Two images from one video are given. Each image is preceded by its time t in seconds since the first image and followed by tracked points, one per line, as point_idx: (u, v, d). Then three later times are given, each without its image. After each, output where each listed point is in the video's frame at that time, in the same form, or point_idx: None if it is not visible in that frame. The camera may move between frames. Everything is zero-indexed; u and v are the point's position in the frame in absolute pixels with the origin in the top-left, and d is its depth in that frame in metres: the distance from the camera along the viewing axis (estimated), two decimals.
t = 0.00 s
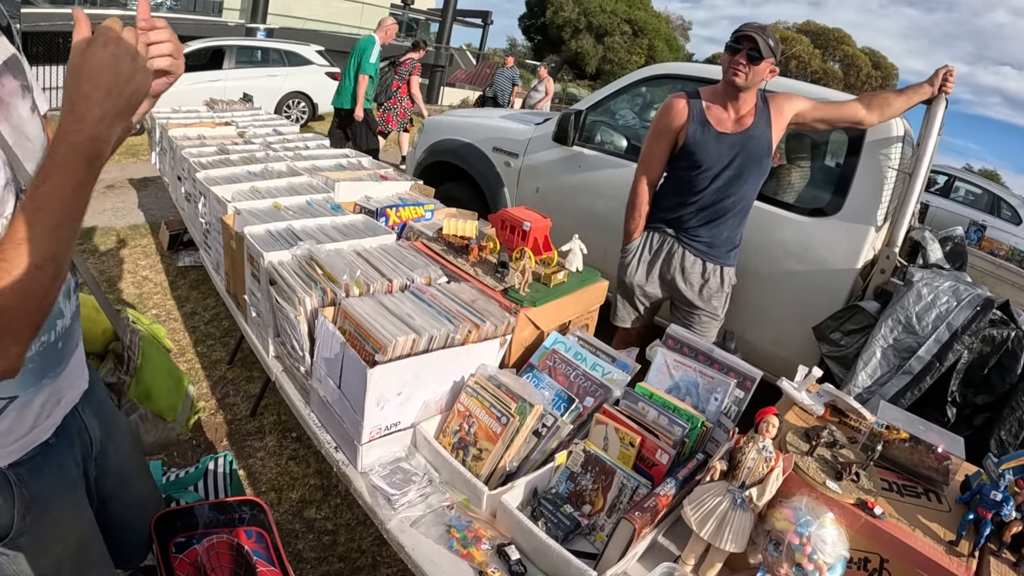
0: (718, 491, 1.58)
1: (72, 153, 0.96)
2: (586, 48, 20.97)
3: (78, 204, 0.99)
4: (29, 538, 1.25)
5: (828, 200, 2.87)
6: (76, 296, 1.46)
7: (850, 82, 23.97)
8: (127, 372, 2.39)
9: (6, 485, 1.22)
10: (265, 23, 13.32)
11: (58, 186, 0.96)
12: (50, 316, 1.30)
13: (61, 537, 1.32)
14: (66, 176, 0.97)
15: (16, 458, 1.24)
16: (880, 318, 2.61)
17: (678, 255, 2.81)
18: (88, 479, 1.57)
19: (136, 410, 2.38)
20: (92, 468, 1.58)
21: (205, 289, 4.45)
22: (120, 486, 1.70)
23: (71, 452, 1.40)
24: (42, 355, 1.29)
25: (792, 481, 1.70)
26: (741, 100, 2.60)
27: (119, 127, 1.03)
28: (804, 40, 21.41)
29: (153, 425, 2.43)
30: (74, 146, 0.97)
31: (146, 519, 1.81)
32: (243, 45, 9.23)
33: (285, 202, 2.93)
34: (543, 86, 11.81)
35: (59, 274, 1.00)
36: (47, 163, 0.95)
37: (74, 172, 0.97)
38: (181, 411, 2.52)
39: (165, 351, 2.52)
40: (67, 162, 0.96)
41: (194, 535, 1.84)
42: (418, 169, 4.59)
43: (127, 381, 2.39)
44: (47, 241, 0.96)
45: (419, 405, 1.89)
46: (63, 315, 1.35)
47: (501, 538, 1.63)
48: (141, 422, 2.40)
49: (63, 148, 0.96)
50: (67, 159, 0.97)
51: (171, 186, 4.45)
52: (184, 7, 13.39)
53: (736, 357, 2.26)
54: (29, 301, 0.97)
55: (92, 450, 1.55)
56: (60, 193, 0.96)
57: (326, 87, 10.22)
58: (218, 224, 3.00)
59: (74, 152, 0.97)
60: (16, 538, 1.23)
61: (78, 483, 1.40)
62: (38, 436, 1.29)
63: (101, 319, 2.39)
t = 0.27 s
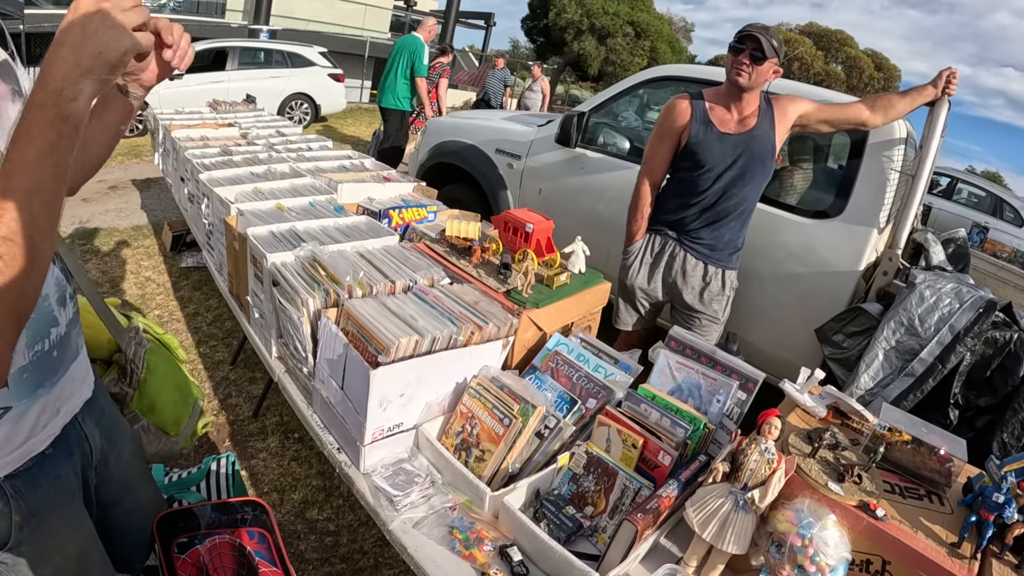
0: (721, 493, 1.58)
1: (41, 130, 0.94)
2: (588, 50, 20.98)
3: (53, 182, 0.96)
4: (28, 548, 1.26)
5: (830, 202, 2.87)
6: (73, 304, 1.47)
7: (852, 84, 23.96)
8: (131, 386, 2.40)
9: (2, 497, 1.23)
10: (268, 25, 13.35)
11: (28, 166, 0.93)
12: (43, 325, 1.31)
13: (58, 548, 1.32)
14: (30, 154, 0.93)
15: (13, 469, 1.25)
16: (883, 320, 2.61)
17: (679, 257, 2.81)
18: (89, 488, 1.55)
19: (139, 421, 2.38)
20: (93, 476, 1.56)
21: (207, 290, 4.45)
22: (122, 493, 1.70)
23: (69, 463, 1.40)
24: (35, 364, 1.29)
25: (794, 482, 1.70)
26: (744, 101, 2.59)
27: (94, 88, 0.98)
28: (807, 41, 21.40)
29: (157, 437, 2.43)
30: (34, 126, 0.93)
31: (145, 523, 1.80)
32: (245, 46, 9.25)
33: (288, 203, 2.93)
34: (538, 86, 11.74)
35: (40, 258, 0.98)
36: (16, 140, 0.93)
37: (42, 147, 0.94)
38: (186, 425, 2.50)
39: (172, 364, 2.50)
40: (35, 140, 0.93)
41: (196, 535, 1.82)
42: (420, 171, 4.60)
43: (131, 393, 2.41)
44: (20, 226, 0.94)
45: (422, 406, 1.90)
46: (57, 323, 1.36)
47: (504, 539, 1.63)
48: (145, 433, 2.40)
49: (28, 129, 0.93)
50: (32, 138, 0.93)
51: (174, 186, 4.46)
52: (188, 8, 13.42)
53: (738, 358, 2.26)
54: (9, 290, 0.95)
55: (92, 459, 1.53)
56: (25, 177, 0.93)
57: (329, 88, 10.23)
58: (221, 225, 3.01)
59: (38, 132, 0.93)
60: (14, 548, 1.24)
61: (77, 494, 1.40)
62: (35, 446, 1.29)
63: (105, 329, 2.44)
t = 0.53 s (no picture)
0: (722, 495, 1.58)
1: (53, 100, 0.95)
2: (590, 51, 20.98)
3: (60, 155, 0.98)
4: (19, 551, 1.27)
5: (833, 204, 2.87)
6: (66, 308, 1.47)
7: (854, 85, 23.95)
8: (127, 386, 2.39)
9: None
10: (270, 26, 13.37)
11: (39, 135, 0.94)
12: (35, 331, 1.31)
13: (51, 552, 1.33)
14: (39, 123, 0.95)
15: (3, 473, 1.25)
16: (884, 322, 2.61)
17: (684, 260, 2.80)
18: (83, 491, 1.54)
19: (135, 422, 2.38)
20: (87, 479, 1.54)
21: (209, 291, 4.46)
22: (117, 495, 1.66)
23: (60, 467, 1.39)
24: (27, 370, 1.29)
25: (796, 484, 1.69)
26: (749, 105, 2.59)
27: (100, 55, 0.99)
28: (809, 43, 21.39)
29: (153, 438, 2.43)
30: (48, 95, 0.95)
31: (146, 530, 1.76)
32: (248, 47, 9.27)
33: (290, 204, 2.94)
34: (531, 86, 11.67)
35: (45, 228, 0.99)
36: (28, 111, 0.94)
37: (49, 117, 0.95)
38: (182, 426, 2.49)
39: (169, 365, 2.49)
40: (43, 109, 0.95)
41: (197, 536, 1.82)
42: (422, 172, 4.60)
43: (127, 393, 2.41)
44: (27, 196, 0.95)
45: (423, 407, 1.90)
46: (49, 329, 1.35)
47: (505, 540, 1.63)
48: (141, 434, 2.41)
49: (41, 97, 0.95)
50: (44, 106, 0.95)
51: (177, 187, 4.47)
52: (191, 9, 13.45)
53: (740, 360, 2.26)
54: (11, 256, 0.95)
55: (86, 461, 1.52)
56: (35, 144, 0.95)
57: (331, 89, 10.25)
58: (223, 226, 3.01)
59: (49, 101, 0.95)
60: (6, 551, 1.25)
61: (70, 497, 1.41)
62: (26, 450, 1.30)
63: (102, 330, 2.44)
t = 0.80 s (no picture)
0: (721, 495, 1.58)
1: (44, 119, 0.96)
2: (591, 52, 20.99)
3: (52, 170, 0.99)
4: (17, 552, 1.27)
5: (833, 205, 2.87)
6: (65, 310, 1.48)
7: (856, 86, 23.95)
8: (123, 381, 2.38)
9: None
10: (272, 27, 13.40)
11: (39, 138, 0.96)
12: (33, 332, 1.31)
13: (50, 552, 1.33)
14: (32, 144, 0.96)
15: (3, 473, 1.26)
16: (885, 323, 2.61)
17: (686, 261, 2.80)
18: (82, 491, 1.54)
19: (132, 417, 2.38)
20: (86, 479, 1.55)
21: (210, 291, 4.47)
22: (116, 495, 1.66)
23: (59, 467, 1.40)
24: (24, 371, 1.30)
25: (795, 484, 1.69)
26: (750, 108, 2.60)
27: (98, 69, 1.00)
28: (810, 44, 21.39)
29: (150, 433, 2.43)
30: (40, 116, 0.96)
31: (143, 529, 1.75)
32: (249, 48, 9.28)
33: (291, 205, 2.94)
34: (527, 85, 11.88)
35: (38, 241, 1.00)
36: (20, 126, 0.95)
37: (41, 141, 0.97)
38: (177, 419, 2.51)
39: (162, 360, 2.53)
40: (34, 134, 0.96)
41: (197, 536, 1.84)
42: (423, 173, 4.61)
43: (124, 389, 2.39)
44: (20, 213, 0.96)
45: (423, 407, 1.90)
46: (47, 331, 1.36)
47: (504, 540, 1.63)
48: (138, 430, 2.39)
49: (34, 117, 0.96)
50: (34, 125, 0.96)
51: (178, 188, 4.48)
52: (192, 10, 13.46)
53: (740, 361, 2.26)
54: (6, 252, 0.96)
55: (85, 461, 1.52)
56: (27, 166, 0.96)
57: (332, 90, 10.26)
58: (224, 227, 3.02)
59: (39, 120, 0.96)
60: (5, 551, 1.25)
61: (70, 497, 1.41)
62: (25, 450, 1.30)
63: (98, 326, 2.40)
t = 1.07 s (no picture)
0: (723, 495, 1.58)
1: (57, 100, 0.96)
2: (592, 53, 21.00)
3: (63, 155, 0.99)
4: (23, 553, 1.27)
5: (834, 206, 2.87)
6: (68, 310, 1.48)
7: (856, 87, 23.96)
8: (124, 385, 2.39)
9: None
10: (272, 28, 13.41)
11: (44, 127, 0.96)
12: (37, 331, 1.31)
13: (56, 552, 1.33)
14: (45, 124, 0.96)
15: (10, 474, 1.26)
16: (886, 323, 2.61)
17: (687, 261, 2.80)
18: (86, 490, 1.54)
19: (135, 421, 2.37)
20: (89, 478, 1.55)
21: (211, 292, 4.47)
22: (117, 495, 1.66)
23: (64, 467, 1.40)
24: (30, 370, 1.30)
25: (798, 485, 1.69)
26: (751, 108, 2.60)
27: (104, 56, 0.99)
28: (811, 45, 21.40)
29: (151, 436, 2.42)
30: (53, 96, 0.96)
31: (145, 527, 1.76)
32: (250, 50, 9.29)
33: (292, 206, 2.94)
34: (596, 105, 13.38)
35: (47, 224, 1.00)
36: (31, 111, 0.95)
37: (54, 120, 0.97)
38: (179, 423, 2.50)
39: (163, 362, 2.52)
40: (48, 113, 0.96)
41: (198, 536, 1.83)
42: (424, 174, 4.61)
43: (125, 392, 2.40)
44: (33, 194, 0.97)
45: (424, 408, 1.90)
46: (50, 330, 1.36)
47: (506, 540, 1.63)
48: (140, 433, 2.38)
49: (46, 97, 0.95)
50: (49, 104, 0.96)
51: (179, 189, 4.48)
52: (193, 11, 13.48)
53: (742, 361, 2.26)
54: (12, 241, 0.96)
55: (89, 461, 1.53)
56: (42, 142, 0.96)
57: (333, 92, 10.27)
58: (225, 227, 3.03)
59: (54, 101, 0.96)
60: (11, 552, 1.26)
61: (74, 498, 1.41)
62: (31, 450, 1.30)
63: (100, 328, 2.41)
